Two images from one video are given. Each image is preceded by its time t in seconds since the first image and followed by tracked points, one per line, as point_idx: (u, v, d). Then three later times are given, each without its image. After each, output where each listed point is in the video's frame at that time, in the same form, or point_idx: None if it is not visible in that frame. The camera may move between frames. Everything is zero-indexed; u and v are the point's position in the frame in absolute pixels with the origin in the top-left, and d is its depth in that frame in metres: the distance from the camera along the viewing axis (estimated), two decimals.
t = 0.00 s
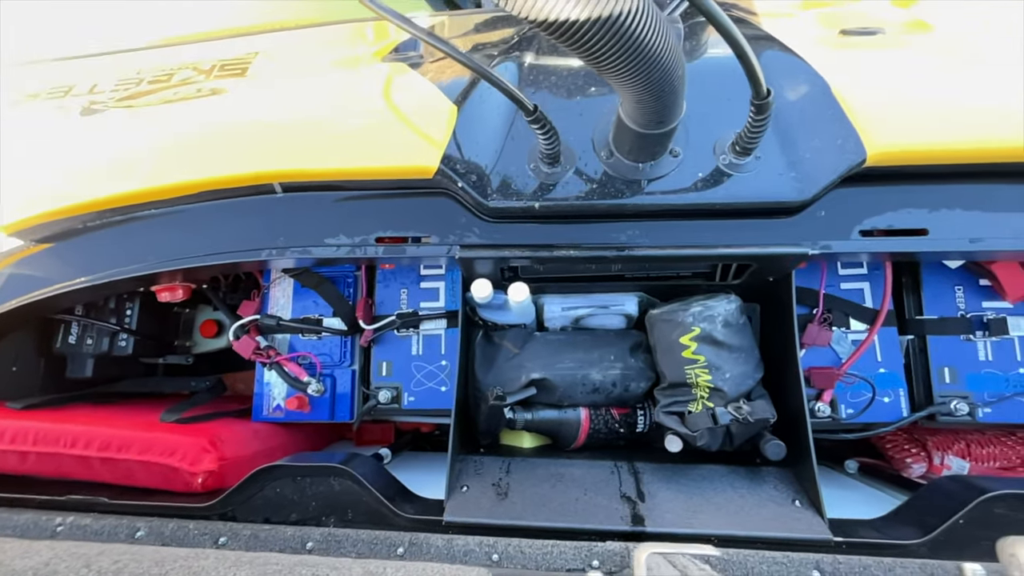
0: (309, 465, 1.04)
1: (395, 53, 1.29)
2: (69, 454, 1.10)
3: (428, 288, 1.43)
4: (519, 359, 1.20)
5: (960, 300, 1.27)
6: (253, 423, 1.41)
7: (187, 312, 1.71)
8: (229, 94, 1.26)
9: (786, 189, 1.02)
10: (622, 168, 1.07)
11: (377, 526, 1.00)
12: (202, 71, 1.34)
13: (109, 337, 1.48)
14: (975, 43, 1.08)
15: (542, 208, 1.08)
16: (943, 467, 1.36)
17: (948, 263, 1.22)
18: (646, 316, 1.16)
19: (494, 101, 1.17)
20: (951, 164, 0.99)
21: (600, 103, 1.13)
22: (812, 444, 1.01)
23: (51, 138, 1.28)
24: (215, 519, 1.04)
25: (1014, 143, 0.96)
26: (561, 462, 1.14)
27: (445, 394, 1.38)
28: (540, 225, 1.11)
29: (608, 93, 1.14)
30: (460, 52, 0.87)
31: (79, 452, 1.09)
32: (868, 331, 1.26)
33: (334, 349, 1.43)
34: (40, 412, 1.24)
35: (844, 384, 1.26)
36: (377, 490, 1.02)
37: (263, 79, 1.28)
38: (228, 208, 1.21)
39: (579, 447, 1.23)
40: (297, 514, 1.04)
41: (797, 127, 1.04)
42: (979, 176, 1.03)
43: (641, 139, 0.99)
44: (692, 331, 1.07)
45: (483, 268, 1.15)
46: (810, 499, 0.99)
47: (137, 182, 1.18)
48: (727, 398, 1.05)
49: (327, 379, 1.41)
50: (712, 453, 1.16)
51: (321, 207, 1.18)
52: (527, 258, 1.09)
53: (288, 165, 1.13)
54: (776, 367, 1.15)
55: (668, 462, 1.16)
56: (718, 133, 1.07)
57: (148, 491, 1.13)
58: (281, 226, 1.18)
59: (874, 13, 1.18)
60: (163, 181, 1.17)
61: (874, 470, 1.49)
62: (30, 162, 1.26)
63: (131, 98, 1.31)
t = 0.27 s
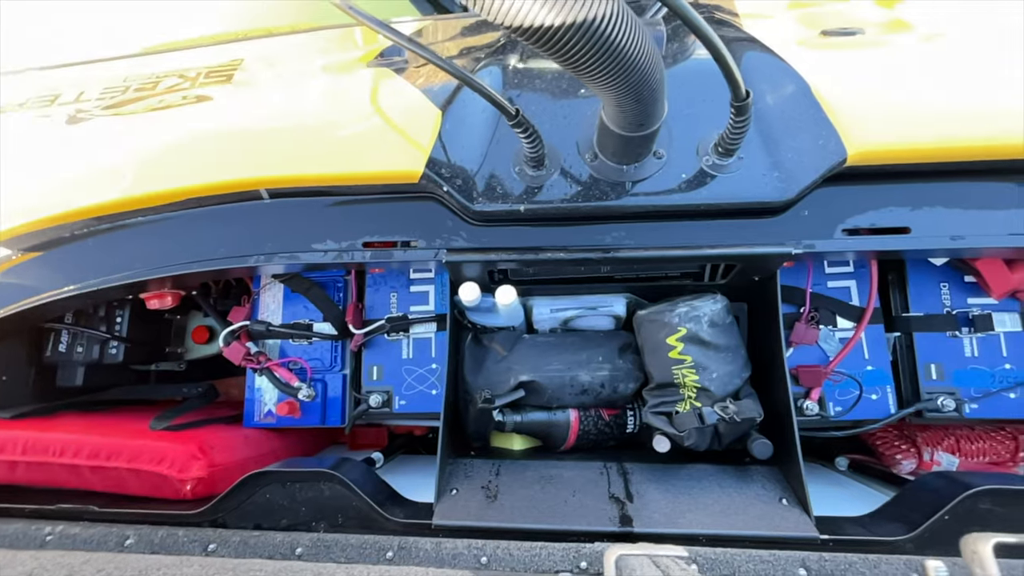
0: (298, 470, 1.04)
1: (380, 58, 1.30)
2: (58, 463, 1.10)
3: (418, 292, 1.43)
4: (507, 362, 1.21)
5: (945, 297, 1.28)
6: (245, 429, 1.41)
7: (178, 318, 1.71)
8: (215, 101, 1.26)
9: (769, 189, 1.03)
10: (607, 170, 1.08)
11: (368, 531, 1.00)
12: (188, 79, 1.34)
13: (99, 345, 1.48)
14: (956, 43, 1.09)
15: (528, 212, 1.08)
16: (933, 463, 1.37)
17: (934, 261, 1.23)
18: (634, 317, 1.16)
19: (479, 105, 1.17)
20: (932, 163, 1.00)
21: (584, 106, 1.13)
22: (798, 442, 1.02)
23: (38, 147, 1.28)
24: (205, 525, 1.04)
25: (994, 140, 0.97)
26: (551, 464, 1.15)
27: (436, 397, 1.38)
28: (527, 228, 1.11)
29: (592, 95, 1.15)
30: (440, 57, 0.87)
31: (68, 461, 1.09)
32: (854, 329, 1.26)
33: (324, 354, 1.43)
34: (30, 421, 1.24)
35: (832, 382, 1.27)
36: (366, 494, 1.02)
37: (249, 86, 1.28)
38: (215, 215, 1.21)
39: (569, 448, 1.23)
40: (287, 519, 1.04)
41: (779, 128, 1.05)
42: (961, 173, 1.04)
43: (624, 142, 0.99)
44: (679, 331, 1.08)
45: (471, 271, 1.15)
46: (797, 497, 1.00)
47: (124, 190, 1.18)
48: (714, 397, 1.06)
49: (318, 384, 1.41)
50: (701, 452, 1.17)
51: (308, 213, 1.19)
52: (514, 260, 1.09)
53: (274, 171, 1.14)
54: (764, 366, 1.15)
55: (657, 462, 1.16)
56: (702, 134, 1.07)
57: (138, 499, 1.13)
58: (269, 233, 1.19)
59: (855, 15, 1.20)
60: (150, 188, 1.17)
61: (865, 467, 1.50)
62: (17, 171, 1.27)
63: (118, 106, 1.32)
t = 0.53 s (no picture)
0: (286, 478, 1.03)
1: (365, 64, 1.30)
2: (45, 473, 1.10)
3: (407, 296, 1.43)
4: (495, 365, 1.21)
5: (930, 293, 1.29)
6: (235, 435, 1.41)
7: (168, 326, 1.72)
8: (201, 109, 1.27)
9: (751, 189, 1.03)
10: (590, 173, 1.08)
11: (355, 536, 1.00)
12: (173, 87, 1.34)
13: (89, 354, 1.48)
14: (934, 42, 1.10)
15: (513, 215, 1.09)
16: (921, 459, 1.38)
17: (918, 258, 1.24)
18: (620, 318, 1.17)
19: (463, 109, 1.18)
20: (911, 162, 1.01)
21: (568, 109, 1.14)
22: (783, 441, 1.02)
23: (23, 156, 1.28)
24: (194, 533, 1.04)
25: (972, 138, 0.98)
26: (539, 466, 1.15)
27: (426, 401, 1.38)
28: (512, 231, 1.11)
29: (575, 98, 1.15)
30: (420, 64, 0.88)
31: (56, 471, 1.09)
32: (841, 326, 1.27)
33: (314, 360, 1.43)
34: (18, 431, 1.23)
35: (819, 380, 1.28)
36: (354, 501, 1.02)
37: (235, 93, 1.29)
38: (202, 222, 1.21)
39: (558, 450, 1.23)
40: (276, 525, 1.04)
41: (761, 128, 1.06)
42: (941, 171, 1.04)
43: (606, 145, 1.00)
44: (664, 332, 1.08)
45: (457, 275, 1.15)
46: (782, 496, 1.00)
47: (110, 200, 1.18)
48: (700, 397, 1.07)
49: (307, 389, 1.41)
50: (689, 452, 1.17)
51: (294, 219, 1.19)
52: (499, 264, 1.10)
53: (259, 179, 1.14)
54: (750, 365, 1.16)
55: (645, 462, 1.17)
56: (684, 136, 1.08)
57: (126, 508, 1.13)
58: (255, 240, 1.19)
59: (836, 16, 1.21)
60: (135, 197, 1.17)
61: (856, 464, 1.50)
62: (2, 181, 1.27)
63: (104, 115, 1.32)
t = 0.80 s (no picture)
0: (275, 484, 1.03)
1: (349, 70, 1.31)
2: (34, 484, 1.10)
3: (396, 300, 1.44)
4: (484, 368, 1.22)
5: (916, 289, 1.30)
6: (226, 443, 1.41)
7: (160, 333, 1.71)
8: (185, 117, 1.27)
9: (734, 189, 1.04)
10: (574, 175, 1.08)
11: (345, 542, 1.00)
12: (158, 96, 1.35)
13: (79, 364, 1.48)
14: (913, 41, 1.10)
15: (498, 218, 1.09)
16: (911, 454, 1.39)
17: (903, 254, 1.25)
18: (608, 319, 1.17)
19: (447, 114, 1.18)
20: (892, 160, 1.01)
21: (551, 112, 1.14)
22: (769, 440, 1.03)
23: (8, 167, 1.28)
24: (183, 541, 1.03)
25: (952, 136, 0.98)
26: (529, 468, 1.16)
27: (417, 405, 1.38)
28: (498, 234, 1.12)
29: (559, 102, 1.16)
30: (400, 71, 0.88)
31: (44, 481, 1.09)
32: (828, 324, 1.28)
33: (304, 365, 1.44)
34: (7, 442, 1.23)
35: (807, 377, 1.28)
36: (343, 507, 1.02)
37: (219, 101, 1.29)
38: (188, 230, 1.21)
39: (548, 452, 1.23)
40: (266, 532, 1.04)
41: (742, 128, 1.06)
42: (921, 169, 1.05)
43: (589, 148, 1.00)
44: (650, 333, 1.09)
45: (444, 279, 1.15)
46: (769, 494, 1.01)
47: (95, 210, 1.18)
48: (687, 397, 1.07)
49: (298, 395, 1.41)
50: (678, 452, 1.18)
51: (280, 226, 1.19)
52: (486, 267, 1.10)
53: (244, 186, 1.14)
54: (737, 365, 1.16)
55: (634, 462, 1.17)
56: (667, 137, 1.09)
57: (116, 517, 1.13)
58: (242, 247, 1.19)
59: (815, 17, 1.22)
60: (121, 207, 1.17)
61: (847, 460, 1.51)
62: None
63: (88, 124, 1.32)
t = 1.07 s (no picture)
0: (264, 490, 1.02)
1: (335, 75, 1.31)
2: (24, 493, 1.10)
3: (386, 304, 1.44)
4: (473, 371, 1.22)
5: (903, 287, 1.30)
6: (218, 449, 1.41)
7: (152, 340, 1.72)
8: (171, 125, 1.27)
9: (718, 190, 1.04)
10: (560, 178, 1.09)
11: (335, 547, 1.00)
12: (145, 104, 1.35)
13: (70, 372, 1.48)
14: (893, 41, 1.11)
15: (484, 222, 1.10)
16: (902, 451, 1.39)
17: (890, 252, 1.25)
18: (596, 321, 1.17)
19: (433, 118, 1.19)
20: (875, 159, 1.02)
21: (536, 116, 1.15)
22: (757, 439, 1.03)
23: None
24: (173, 548, 1.03)
25: (933, 134, 0.99)
26: (518, 470, 1.16)
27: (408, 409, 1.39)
28: (484, 238, 1.12)
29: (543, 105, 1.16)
30: (382, 77, 0.89)
31: (34, 491, 1.10)
32: (815, 322, 1.28)
33: (295, 371, 1.44)
34: None
35: (795, 376, 1.28)
36: (333, 512, 1.02)
37: (206, 109, 1.29)
38: (176, 238, 1.21)
39: (539, 453, 1.24)
40: (256, 538, 1.04)
41: (725, 130, 1.07)
42: (904, 167, 1.06)
43: (572, 151, 1.01)
44: (637, 334, 1.09)
45: (432, 283, 1.16)
46: (756, 493, 1.01)
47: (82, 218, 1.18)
48: (675, 397, 1.08)
49: (289, 401, 1.42)
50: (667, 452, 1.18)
51: (267, 232, 1.19)
52: (472, 271, 1.10)
53: (231, 193, 1.14)
54: (725, 365, 1.17)
55: (624, 463, 1.17)
56: (651, 139, 1.09)
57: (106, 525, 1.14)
58: (229, 254, 1.19)
59: (798, 19, 1.23)
60: (107, 215, 1.17)
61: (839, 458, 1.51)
62: None
63: (75, 133, 1.32)
